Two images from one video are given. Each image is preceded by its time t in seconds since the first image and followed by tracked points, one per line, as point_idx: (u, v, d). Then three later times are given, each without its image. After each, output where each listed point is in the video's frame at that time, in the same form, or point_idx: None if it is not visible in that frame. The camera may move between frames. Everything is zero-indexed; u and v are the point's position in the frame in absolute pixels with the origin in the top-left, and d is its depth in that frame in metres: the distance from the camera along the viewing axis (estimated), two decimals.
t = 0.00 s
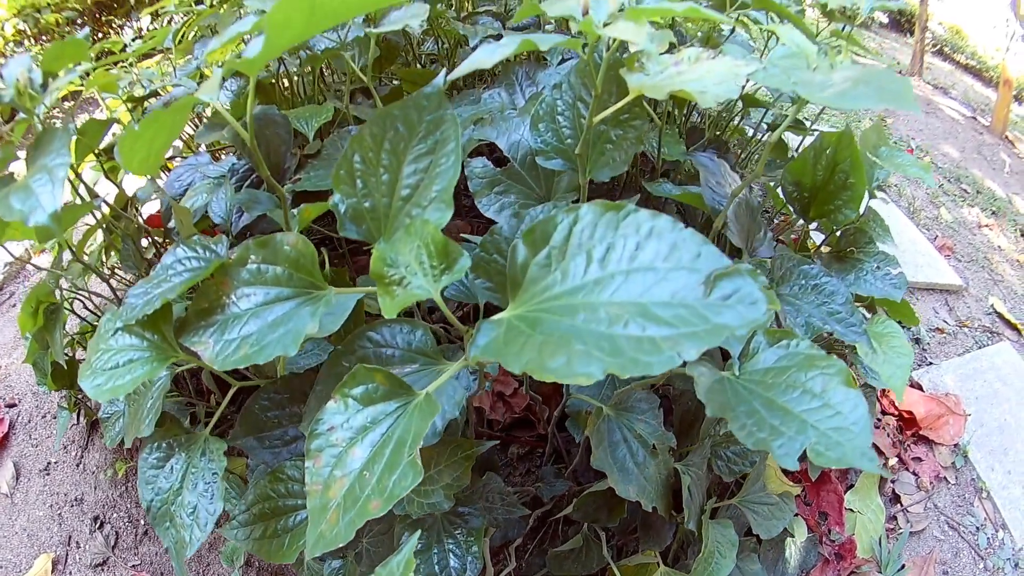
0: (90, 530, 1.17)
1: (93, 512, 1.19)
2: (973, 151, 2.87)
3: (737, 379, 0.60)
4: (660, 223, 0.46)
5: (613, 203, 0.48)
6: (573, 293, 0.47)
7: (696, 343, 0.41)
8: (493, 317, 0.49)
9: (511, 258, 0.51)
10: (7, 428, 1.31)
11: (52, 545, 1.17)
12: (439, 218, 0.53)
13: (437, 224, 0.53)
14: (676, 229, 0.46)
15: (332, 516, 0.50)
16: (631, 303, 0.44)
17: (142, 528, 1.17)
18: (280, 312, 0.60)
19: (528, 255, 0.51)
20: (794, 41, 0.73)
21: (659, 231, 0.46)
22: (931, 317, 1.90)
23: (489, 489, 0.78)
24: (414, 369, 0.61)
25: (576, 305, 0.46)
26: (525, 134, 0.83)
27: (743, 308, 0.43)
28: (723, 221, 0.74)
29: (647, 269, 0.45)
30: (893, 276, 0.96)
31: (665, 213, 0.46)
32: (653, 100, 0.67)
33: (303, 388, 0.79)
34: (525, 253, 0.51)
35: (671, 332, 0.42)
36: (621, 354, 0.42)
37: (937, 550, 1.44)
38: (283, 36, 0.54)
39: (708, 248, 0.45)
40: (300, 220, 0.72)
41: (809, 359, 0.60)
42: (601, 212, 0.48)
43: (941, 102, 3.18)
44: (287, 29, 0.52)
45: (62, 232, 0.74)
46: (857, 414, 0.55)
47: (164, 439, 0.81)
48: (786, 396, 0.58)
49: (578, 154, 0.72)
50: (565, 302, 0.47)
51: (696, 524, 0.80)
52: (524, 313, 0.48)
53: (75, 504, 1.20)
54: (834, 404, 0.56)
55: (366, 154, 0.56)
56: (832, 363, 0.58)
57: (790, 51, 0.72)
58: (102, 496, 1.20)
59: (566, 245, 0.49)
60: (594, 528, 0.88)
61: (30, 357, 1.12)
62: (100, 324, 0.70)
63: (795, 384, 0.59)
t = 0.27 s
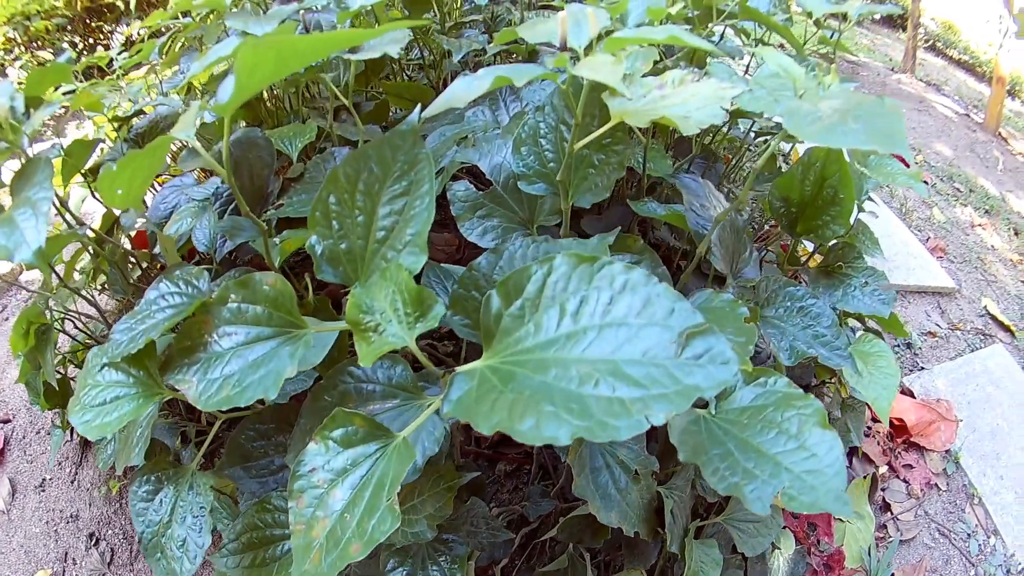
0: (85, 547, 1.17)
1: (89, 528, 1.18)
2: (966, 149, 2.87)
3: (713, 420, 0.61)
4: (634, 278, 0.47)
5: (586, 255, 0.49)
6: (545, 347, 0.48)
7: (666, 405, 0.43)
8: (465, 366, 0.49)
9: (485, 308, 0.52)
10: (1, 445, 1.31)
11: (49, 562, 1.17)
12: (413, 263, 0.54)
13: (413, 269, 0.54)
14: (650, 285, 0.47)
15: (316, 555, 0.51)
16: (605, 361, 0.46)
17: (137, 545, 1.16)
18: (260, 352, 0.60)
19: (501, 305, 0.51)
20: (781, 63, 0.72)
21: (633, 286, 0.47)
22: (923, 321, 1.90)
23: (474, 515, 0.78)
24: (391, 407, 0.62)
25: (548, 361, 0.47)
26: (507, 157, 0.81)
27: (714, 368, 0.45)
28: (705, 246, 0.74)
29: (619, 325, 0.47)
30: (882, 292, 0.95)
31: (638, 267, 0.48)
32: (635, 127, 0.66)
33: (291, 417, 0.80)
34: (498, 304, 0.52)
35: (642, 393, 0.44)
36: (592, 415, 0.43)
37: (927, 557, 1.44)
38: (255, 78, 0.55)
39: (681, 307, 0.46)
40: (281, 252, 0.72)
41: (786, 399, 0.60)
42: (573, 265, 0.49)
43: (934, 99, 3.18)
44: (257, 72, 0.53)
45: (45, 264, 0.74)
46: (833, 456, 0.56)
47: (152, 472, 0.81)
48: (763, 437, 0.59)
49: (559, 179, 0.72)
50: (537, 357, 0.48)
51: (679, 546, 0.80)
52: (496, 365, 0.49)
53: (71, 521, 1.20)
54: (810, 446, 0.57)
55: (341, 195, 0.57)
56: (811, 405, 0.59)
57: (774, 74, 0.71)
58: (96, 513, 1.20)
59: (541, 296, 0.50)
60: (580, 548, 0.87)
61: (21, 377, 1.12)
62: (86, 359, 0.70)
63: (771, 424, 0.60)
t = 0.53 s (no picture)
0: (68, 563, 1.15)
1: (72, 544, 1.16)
2: (961, 144, 2.85)
3: (713, 442, 0.58)
4: (625, 293, 0.44)
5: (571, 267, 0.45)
6: (526, 371, 0.44)
7: (662, 440, 0.39)
8: (439, 391, 0.46)
9: (460, 327, 0.47)
10: None
11: None
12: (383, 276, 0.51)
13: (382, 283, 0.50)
14: (643, 300, 0.43)
15: None
16: (594, 387, 0.42)
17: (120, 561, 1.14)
18: (225, 371, 0.57)
19: (477, 323, 0.47)
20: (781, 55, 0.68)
21: (625, 302, 0.43)
22: (920, 320, 1.87)
23: (459, 535, 0.74)
24: (367, 428, 0.59)
25: (530, 387, 0.43)
26: (491, 156, 0.78)
27: (719, 396, 0.40)
28: (703, 251, 0.69)
29: (611, 346, 0.43)
30: (884, 293, 0.91)
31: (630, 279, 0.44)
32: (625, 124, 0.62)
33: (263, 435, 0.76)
34: (474, 321, 0.47)
35: (636, 426, 0.39)
36: (580, 454, 0.39)
37: (928, 563, 1.40)
38: (206, 80, 0.51)
39: (677, 326, 0.42)
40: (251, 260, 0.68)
41: (794, 420, 0.58)
42: (559, 277, 0.45)
43: (927, 94, 3.15)
44: (208, 74, 0.50)
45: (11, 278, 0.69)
46: (842, 485, 0.54)
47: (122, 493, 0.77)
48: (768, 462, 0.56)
49: (546, 181, 0.67)
50: (519, 381, 0.44)
51: (676, 565, 0.76)
52: (476, 392, 0.45)
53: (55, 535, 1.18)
54: (819, 474, 0.55)
55: (308, 202, 0.54)
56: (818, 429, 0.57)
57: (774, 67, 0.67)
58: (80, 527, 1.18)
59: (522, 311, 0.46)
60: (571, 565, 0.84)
61: None
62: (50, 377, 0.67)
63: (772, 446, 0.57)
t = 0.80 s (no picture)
0: None
1: (60, 563, 1.16)
2: (951, 139, 2.84)
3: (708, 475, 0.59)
4: (620, 332, 0.42)
5: (560, 303, 0.44)
6: (516, 413, 0.43)
7: (659, 498, 0.38)
8: (419, 437, 0.46)
9: (438, 366, 0.47)
10: None
11: None
12: (356, 308, 0.49)
13: (354, 315, 0.49)
14: (640, 339, 0.42)
15: None
16: (583, 437, 0.41)
17: None
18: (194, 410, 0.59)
19: (456, 362, 0.46)
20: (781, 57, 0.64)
21: (621, 341, 0.42)
22: (914, 319, 1.85)
23: (447, 563, 0.71)
24: (346, 461, 0.59)
25: (515, 437, 0.43)
26: (474, 166, 0.74)
27: (721, 448, 0.39)
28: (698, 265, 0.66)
29: (598, 387, 0.42)
30: (882, 299, 0.88)
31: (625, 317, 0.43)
32: (615, 133, 0.59)
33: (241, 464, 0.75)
34: (452, 358, 0.46)
35: (630, 483, 0.39)
36: (570, 513, 0.38)
37: (927, 567, 1.38)
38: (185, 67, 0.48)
39: (675, 374, 0.41)
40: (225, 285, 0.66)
41: (798, 455, 0.60)
42: (546, 315, 0.44)
43: (916, 89, 3.14)
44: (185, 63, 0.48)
45: None
46: (847, 524, 0.56)
47: (98, 532, 0.84)
48: (772, 497, 0.58)
49: (531, 195, 0.64)
50: (501, 429, 0.44)
51: None
52: (458, 438, 0.45)
53: (42, 554, 1.18)
54: (824, 513, 0.57)
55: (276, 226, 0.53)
56: (823, 464, 0.59)
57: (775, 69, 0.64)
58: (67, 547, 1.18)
59: (503, 352, 0.45)
60: None
61: None
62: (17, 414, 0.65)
63: (772, 480, 0.59)
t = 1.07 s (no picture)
0: None
1: None
2: (939, 137, 2.84)
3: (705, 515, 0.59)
4: (601, 375, 0.43)
5: (539, 346, 0.45)
6: (504, 460, 0.44)
7: (645, 544, 0.38)
8: (403, 480, 0.48)
9: (415, 410, 0.49)
10: None
11: None
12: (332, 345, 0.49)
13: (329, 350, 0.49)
14: (621, 382, 0.43)
15: None
16: (563, 480, 0.42)
17: None
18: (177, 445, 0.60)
19: (435, 411, 0.48)
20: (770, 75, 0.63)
21: (603, 383, 0.43)
22: (905, 320, 1.85)
23: None
24: (333, 492, 0.58)
25: (496, 481, 0.44)
26: (457, 185, 0.74)
27: (704, 494, 0.40)
28: (685, 284, 0.65)
29: (577, 430, 0.43)
30: (873, 311, 0.88)
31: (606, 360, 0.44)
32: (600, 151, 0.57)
33: (227, 491, 0.74)
34: (432, 409, 0.48)
35: (614, 531, 0.39)
36: (554, 563, 0.39)
37: (920, 571, 1.38)
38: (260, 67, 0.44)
39: (658, 419, 0.42)
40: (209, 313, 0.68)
41: (788, 485, 0.61)
42: (525, 358, 0.45)
43: (904, 86, 3.15)
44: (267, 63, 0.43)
45: None
46: (834, 556, 0.57)
47: (88, 560, 0.83)
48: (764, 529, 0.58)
49: (515, 214, 0.63)
50: (481, 473, 0.45)
51: None
52: (439, 480, 0.46)
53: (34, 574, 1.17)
54: (811, 544, 0.58)
55: (253, 258, 0.53)
56: (812, 496, 0.60)
57: (764, 87, 0.63)
58: (60, 565, 1.17)
59: (481, 396, 0.47)
60: None
61: None
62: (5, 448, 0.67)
63: (760, 511, 0.60)
